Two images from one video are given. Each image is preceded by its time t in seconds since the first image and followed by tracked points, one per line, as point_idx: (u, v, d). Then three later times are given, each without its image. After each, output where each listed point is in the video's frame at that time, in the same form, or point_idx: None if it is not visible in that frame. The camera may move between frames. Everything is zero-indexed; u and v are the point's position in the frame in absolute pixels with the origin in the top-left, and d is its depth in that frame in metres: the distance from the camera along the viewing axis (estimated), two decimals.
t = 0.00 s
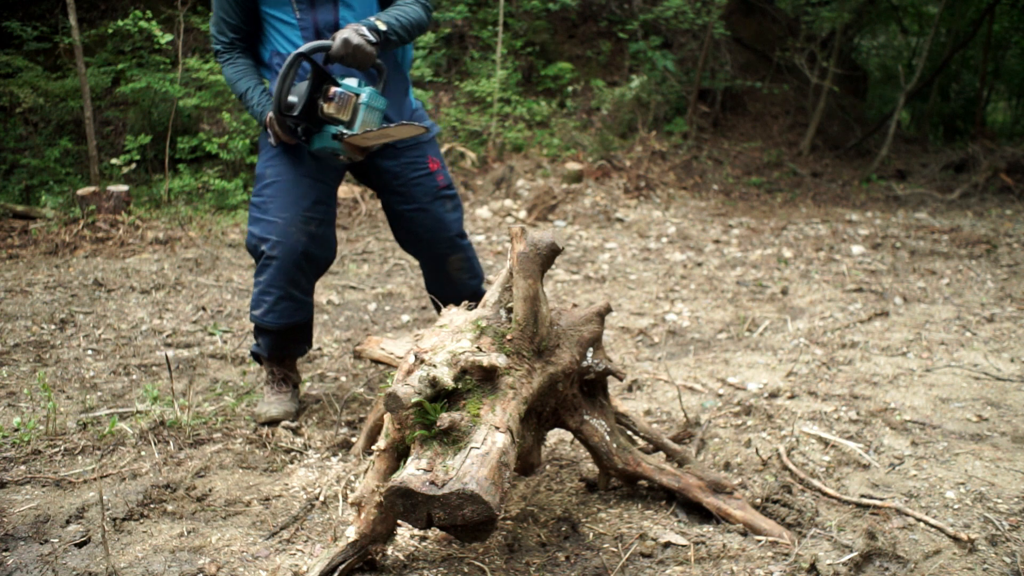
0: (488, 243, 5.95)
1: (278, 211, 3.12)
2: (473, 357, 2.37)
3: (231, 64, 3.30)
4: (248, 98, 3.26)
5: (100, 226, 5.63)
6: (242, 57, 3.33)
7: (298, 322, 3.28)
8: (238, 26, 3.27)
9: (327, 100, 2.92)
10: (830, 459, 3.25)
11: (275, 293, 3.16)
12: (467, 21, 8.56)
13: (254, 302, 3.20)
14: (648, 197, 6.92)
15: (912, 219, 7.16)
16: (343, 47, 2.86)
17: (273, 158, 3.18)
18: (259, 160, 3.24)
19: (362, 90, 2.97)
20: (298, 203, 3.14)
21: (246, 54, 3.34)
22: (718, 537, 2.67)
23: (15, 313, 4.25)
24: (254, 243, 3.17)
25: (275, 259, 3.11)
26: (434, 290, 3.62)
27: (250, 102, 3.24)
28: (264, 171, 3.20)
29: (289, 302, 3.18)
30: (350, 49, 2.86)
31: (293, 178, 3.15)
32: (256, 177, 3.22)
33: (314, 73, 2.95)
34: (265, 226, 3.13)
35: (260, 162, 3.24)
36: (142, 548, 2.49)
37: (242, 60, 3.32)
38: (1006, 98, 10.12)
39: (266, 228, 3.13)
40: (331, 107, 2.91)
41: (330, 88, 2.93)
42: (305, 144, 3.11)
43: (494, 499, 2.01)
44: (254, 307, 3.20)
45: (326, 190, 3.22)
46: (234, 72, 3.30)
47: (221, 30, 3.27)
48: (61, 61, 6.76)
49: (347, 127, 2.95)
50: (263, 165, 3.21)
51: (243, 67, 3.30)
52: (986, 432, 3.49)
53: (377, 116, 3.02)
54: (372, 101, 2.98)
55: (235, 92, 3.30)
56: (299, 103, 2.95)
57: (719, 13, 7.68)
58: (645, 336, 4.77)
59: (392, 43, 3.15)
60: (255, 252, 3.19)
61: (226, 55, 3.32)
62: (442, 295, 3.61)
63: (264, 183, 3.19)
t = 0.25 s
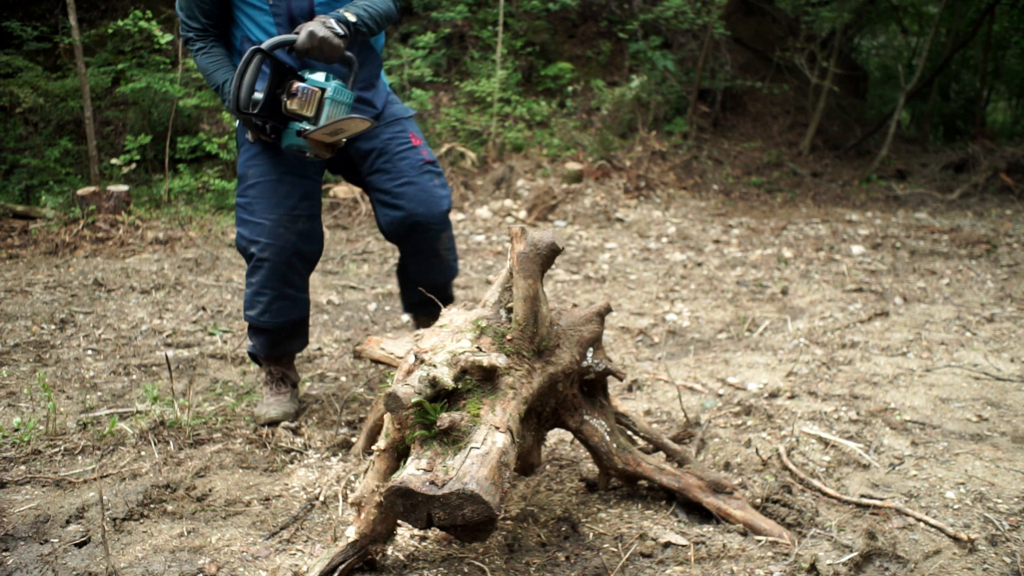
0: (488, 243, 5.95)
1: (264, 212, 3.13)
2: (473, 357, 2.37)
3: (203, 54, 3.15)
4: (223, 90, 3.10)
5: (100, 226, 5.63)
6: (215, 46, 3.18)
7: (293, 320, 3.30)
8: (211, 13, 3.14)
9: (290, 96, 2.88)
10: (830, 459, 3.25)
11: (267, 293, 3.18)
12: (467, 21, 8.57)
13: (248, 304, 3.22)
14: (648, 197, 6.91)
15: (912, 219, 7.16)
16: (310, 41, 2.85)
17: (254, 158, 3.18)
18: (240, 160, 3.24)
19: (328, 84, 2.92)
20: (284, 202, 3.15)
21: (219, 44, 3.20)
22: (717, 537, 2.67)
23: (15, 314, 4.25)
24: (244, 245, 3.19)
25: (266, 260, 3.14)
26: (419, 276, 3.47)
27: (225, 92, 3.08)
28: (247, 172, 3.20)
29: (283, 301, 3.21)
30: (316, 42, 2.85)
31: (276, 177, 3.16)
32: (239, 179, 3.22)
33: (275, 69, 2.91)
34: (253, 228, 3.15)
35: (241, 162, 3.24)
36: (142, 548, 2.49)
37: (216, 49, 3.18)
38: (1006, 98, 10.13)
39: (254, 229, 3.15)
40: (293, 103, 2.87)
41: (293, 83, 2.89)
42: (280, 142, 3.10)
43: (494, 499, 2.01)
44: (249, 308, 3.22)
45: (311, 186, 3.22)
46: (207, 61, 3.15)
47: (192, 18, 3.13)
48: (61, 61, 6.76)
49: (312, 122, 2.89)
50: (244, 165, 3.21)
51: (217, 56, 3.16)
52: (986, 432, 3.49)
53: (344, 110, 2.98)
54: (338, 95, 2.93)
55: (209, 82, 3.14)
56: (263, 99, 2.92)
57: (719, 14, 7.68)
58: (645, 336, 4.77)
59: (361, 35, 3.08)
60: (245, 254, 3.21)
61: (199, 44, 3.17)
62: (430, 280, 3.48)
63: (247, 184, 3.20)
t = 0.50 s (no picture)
0: (488, 243, 5.95)
1: (263, 215, 3.12)
2: (473, 357, 2.37)
3: (208, 50, 3.15)
4: (224, 90, 3.09)
5: (100, 226, 5.63)
6: (221, 43, 3.17)
7: (289, 323, 3.30)
8: (220, 9, 3.13)
9: (299, 101, 2.84)
10: (830, 459, 3.25)
11: (264, 296, 3.18)
12: (467, 21, 8.57)
13: (244, 306, 3.22)
14: (648, 197, 6.91)
15: (912, 219, 7.16)
16: (311, 41, 2.82)
17: (251, 159, 3.14)
18: (237, 160, 3.18)
19: (335, 85, 2.87)
20: (282, 205, 3.13)
21: (225, 40, 3.19)
22: (718, 537, 2.67)
23: (15, 314, 4.25)
24: (240, 247, 3.18)
25: (263, 263, 3.13)
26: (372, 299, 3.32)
27: (228, 94, 3.08)
28: (244, 172, 3.16)
29: (279, 305, 3.21)
30: (316, 43, 2.81)
31: (274, 179, 3.12)
32: (236, 179, 3.18)
33: (281, 75, 2.85)
34: (250, 231, 3.13)
35: (237, 161, 3.19)
36: (142, 548, 2.49)
37: (221, 45, 3.17)
38: (1006, 98, 10.13)
39: (251, 232, 3.13)
40: (304, 108, 2.84)
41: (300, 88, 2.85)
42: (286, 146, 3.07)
43: (494, 499, 2.01)
44: (245, 311, 3.22)
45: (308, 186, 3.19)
46: (213, 58, 3.14)
47: (199, 13, 3.12)
48: (61, 61, 6.76)
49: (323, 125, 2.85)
50: (241, 165, 3.16)
51: (222, 53, 3.15)
52: (986, 431, 3.49)
53: (354, 110, 2.93)
54: (347, 95, 2.88)
55: (213, 80, 3.13)
56: (272, 107, 2.88)
57: (719, 14, 7.68)
58: (645, 336, 4.77)
59: (360, 34, 3.04)
60: (241, 256, 3.19)
61: (205, 39, 3.16)
62: (381, 308, 3.33)
63: (245, 185, 3.16)
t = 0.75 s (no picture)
0: (488, 243, 5.95)
1: (245, 189, 2.97)
2: (473, 357, 2.37)
3: (227, 41, 3.12)
4: (241, 81, 3.05)
5: (100, 226, 5.63)
6: (240, 34, 3.14)
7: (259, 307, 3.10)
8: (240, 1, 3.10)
9: (311, 103, 2.86)
10: (830, 459, 3.25)
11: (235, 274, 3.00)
12: (467, 21, 8.57)
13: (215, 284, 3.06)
14: (648, 197, 6.91)
15: (912, 219, 7.16)
16: (325, 41, 2.81)
17: (248, 138, 3.08)
18: (232, 140, 3.12)
19: (348, 87, 2.90)
20: (268, 183, 3.00)
21: (244, 31, 3.16)
22: (718, 537, 2.67)
23: (15, 314, 4.25)
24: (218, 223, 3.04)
25: (238, 239, 2.96)
26: (370, 306, 3.32)
27: (243, 85, 3.05)
28: (237, 150, 3.08)
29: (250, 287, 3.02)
30: (330, 43, 2.81)
31: (266, 158, 3.03)
32: (226, 155, 3.09)
33: (293, 76, 2.86)
34: (229, 205, 2.99)
35: (234, 140, 3.12)
36: (141, 548, 2.49)
37: (240, 37, 3.14)
38: (1006, 98, 10.13)
39: (231, 206, 2.98)
40: (315, 110, 2.86)
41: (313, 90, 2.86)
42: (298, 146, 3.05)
43: (494, 499, 2.01)
44: (216, 289, 3.07)
45: (298, 176, 3.09)
46: (230, 49, 3.11)
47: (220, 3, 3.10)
48: (61, 61, 6.76)
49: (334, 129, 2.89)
50: (236, 143, 3.09)
51: (240, 44, 3.11)
52: (986, 432, 3.49)
53: (365, 112, 2.97)
54: (359, 98, 2.92)
55: (228, 70, 3.10)
56: (283, 107, 2.87)
57: (719, 14, 7.68)
58: (645, 337, 4.77)
59: (376, 35, 3.03)
60: (218, 233, 3.03)
61: (225, 29, 3.13)
62: (380, 314, 3.33)
63: (234, 161, 3.06)
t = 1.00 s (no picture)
0: (488, 243, 5.95)
1: (227, 198, 2.90)
2: (473, 357, 2.37)
3: (210, 35, 3.04)
4: (225, 79, 3.01)
5: (100, 226, 5.63)
6: (224, 30, 3.07)
7: (223, 323, 2.98)
8: None
9: (303, 109, 2.81)
10: (830, 459, 3.25)
11: (206, 286, 2.87)
12: (467, 21, 8.57)
13: (174, 296, 2.87)
14: (648, 197, 6.91)
15: (912, 219, 7.16)
16: (319, 46, 2.77)
17: (228, 141, 3.00)
18: (209, 141, 3.03)
19: (342, 94, 2.87)
20: (250, 193, 2.94)
21: (228, 26, 3.09)
22: (718, 537, 2.67)
23: (15, 314, 4.25)
24: (189, 229, 2.90)
25: (215, 249, 2.86)
26: (365, 312, 3.32)
27: (228, 84, 2.99)
28: (216, 153, 2.99)
29: (219, 300, 2.90)
30: (326, 48, 2.78)
31: (249, 165, 2.96)
32: (204, 158, 3.00)
33: (287, 80, 2.81)
34: (208, 211, 2.89)
35: (210, 144, 3.03)
36: (141, 548, 2.49)
37: (224, 32, 3.07)
38: (1006, 98, 10.13)
39: (210, 213, 2.89)
40: (309, 116, 2.80)
41: (305, 95, 2.81)
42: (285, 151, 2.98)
43: (494, 499, 2.01)
44: (174, 301, 2.87)
45: (279, 185, 3.05)
46: (215, 45, 3.04)
47: None
48: (61, 61, 6.75)
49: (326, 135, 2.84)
50: (214, 147, 3.00)
51: (225, 41, 3.04)
52: (986, 431, 3.49)
53: (359, 120, 2.93)
54: (353, 105, 2.88)
55: (213, 68, 3.04)
56: (275, 111, 2.82)
57: (719, 14, 7.69)
58: (645, 337, 4.77)
59: (369, 40, 3.00)
60: (188, 240, 2.91)
61: (208, 24, 3.05)
62: (376, 320, 3.32)
63: (213, 166, 2.97)
